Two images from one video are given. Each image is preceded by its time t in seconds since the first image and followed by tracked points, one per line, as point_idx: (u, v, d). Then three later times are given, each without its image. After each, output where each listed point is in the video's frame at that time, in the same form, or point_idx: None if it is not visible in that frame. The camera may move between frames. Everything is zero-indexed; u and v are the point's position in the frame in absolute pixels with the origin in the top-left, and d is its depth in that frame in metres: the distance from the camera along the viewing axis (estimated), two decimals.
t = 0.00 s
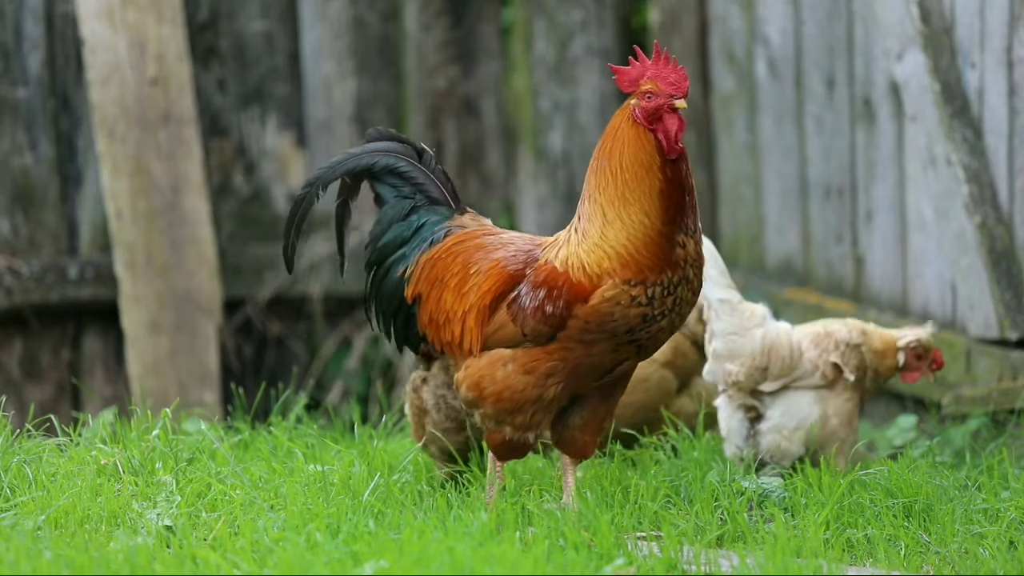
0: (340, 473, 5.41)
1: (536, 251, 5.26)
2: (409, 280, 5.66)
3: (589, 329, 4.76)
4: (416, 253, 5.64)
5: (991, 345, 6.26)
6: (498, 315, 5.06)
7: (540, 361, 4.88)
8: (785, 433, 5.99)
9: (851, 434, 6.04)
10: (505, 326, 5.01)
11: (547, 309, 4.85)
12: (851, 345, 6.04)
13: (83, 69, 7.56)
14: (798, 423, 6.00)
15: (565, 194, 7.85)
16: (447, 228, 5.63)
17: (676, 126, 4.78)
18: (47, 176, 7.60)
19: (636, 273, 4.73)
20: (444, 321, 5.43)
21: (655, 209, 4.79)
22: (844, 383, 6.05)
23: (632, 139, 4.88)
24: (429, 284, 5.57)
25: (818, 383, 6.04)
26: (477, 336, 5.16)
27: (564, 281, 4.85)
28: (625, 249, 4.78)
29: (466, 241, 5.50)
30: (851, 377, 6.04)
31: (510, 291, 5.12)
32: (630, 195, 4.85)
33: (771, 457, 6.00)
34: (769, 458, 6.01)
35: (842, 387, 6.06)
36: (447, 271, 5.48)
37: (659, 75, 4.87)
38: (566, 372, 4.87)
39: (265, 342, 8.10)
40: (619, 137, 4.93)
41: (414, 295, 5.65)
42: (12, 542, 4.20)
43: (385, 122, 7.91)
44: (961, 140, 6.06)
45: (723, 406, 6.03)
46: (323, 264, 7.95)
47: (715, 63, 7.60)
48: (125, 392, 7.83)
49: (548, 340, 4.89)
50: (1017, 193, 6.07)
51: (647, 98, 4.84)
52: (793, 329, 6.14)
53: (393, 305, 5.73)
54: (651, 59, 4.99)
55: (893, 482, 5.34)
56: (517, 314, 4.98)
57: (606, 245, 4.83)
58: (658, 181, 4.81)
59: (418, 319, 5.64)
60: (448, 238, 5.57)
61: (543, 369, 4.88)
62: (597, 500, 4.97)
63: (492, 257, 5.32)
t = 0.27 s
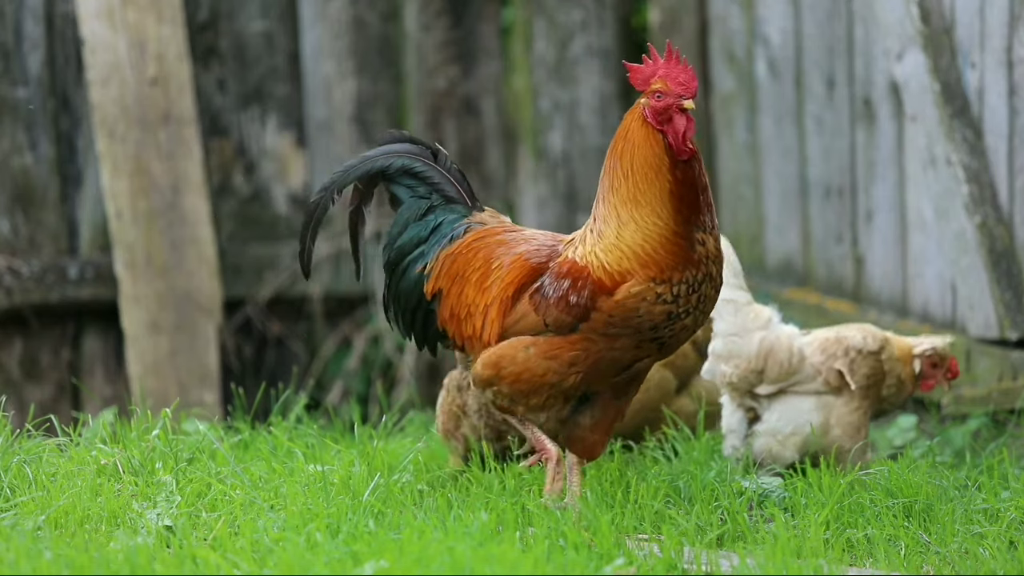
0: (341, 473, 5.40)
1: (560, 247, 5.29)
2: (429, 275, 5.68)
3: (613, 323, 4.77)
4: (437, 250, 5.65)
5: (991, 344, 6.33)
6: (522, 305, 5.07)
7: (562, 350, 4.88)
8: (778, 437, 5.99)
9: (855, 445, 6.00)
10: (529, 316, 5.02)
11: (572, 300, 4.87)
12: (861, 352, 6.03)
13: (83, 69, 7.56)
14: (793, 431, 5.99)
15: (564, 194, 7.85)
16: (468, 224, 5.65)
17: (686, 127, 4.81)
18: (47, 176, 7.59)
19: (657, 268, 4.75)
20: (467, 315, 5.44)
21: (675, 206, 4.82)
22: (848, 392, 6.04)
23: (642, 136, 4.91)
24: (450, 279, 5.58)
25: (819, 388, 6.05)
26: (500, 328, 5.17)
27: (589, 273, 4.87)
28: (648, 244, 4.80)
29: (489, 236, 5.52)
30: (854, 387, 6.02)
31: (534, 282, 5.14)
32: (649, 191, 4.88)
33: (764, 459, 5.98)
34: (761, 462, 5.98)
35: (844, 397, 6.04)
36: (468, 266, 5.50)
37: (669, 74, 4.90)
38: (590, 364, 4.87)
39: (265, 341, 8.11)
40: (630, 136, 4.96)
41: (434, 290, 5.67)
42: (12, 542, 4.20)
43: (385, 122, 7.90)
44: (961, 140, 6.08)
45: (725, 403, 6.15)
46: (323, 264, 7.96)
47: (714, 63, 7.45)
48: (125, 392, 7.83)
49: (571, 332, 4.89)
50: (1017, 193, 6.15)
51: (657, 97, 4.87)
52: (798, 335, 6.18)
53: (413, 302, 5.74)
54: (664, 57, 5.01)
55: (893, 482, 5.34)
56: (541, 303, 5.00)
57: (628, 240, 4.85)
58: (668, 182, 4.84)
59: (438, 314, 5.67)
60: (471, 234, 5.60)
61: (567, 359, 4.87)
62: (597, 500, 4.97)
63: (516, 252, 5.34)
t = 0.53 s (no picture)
0: (341, 473, 5.40)
1: (564, 249, 5.28)
2: (432, 280, 5.67)
3: (626, 327, 4.78)
4: (439, 253, 5.64)
5: (991, 344, 6.41)
6: (532, 312, 5.08)
7: (577, 358, 4.90)
8: (800, 438, 5.97)
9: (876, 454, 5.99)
10: (540, 324, 5.03)
11: (583, 306, 4.87)
12: (895, 365, 5.93)
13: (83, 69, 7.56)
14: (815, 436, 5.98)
15: (565, 194, 7.85)
16: (470, 227, 5.64)
17: (684, 127, 4.77)
18: (47, 176, 7.59)
19: (665, 270, 4.75)
20: (474, 322, 5.45)
21: (677, 207, 4.82)
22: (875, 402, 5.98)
23: (643, 137, 4.90)
24: (455, 284, 5.57)
25: (845, 395, 6.02)
26: (510, 335, 5.17)
27: (598, 279, 4.87)
28: (654, 245, 4.80)
29: (492, 239, 5.51)
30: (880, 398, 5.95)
31: (542, 288, 5.14)
32: (649, 191, 4.89)
33: (786, 459, 5.96)
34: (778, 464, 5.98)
35: (871, 406, 5.99)
36: (472, 270, 5.49)
37: (669, 74, 4.89)
38: (605, 368, 4.89)
39: (265, 341, 8.11)
40: (629, 138, 4.96)
41: (438, 296, 5.66)
42: (12, 542, 4.20)
43: (385, 122, 7.89)
44: (961, 140, 6.09)
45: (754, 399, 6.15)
46: (322, 264, 7.96)
47: (714, 63, 7.40)
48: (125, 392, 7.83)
49: (584, 337, 4.90)
50: (1017, 193, 6.16)
51: (657, 97, 4.86)
52: (837, 338, 6.10)
53: (415, 302, 5.74)
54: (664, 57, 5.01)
55: (893, 482, 5.35)
56: (552, 310, 4.99)
57: (636, 244, 4.85)
58: (670, 182, 4.84)
59: (443, 319, 5.66)
60: (473, 237, 5.58)
61: (583, 366, 4.89)
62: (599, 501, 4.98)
63: (521, 256, 5.33)
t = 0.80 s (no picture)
0: (341, 473, 5.40)
1: (566, 255, 5.28)
2: (433, 288, 5.66)
3: (629, 331, 4.78)
4: (440, 260, 5.62)
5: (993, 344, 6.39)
6: (535, 320, 5.08)
7: (580, 364, 4.90)
8: (815, 427, 6.04)
9: (891, 453, 6.00)
10: (544, 331, 5.03)
11: (586, 313, 4.87)
12: (926, 369, 5.87)
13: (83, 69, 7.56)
14: (831, 428, 6.03)
15: (565, 194, 7.85)
16: (471, 233, 5.60)
17: (720, 131, 4.75)
18: (47, 176, 7.59)
19: (668, 274, 4.76)
20: (476, 329, 5.45)
21: (684, 209, 4.82)
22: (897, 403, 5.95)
23: (674, 136, 4.87)
24: (456, 293, 5.56)
25: (869, 393, 6.03)
26: (514, 343, 5.18)
27: (601, 284, 4.87)
28: (657, 250, 4.81)
29: (493, 246, 5.50)
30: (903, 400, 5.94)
31: (545, 295, 5.14)
32: (663, 194, 4.89)
33: (801, 448, 6.06)
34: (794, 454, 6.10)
35: (895, 407, 5.97)
36: (473, 279, 5.49)
37: (708, 77, 4.85)
38: (609, 375, 4.89)
39: (265, 341, 8.11)
40: (658, 135, 4.92)
41: (438, 304, 5.66)
42: (12, 542, 4.20)
43: (384, 122, 7.89)
44: (961, 140, 6.09)
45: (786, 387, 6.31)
46: (322, 264, 7.99)
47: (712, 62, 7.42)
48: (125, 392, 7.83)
49: (587, 343, 4.90)
50: (1017, 193, 6.16)
51: (694, 99, 4.82)
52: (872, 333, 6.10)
53: (417, 307, 5.73)
54: (702, 58, 4.97)
55: (893, 482, 5.35)
56: (555, 317, 4.99)
57: (640, 249, 4.85)
58: (693, 183, 4.83)
59: (445, 325, 5.66)
60: (473, 243, 5.56)
61: (587, 373, 4.89)
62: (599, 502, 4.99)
63: (523, 262, 5.33)
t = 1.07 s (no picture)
0: (341, 473, 5.40)
1: (567, 255, 5.28)
2: (435, 287, 5.66)
3: (630, 333, 4.78)
4: (442, 260, 5.61)
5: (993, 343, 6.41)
6: (536, 321, 5.07)
7: (581, 366, 4.90)
8: (827, 431, 6.03)
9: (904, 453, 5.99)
10: (545, 333, 5.02)
11: (587, 315, 4.87)
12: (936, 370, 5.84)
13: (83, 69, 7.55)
14: (841, 431, 6.01)
15: (565, 194, 7.85)
16: (473, 233, 5.61)
17: (719, 130, 4.76)
18: (47, 176, 7.59)
19: (670, 276, 4.76)
20: (478, 330, 5.45)
21: (687, 210, 4.82)
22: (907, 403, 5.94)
23: (675, 136, 4.86)
24: (457, 294, 5.56)
25: (879, 395, 6.03)
26: (515, 344, 5.17)
27: (602, 286, 4.87)
28: (658, 252, 4.81)
29: (495, 246, 5.50)
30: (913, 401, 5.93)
31: (546, 296, 5.13)
32: (664, 195, 4.89)
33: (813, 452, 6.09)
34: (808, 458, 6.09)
35: (906, 407, 5.97)
36: (474, 280, 5.49)
37: (708, 77, 4.85)
38: (610, 377, 4.88)
39: (265, 341, 8.11)
40: (659, 135, 4.91)
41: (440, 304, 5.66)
42: (12, 542, 4.20)
43: (385, 122, 7.89)
44: (961, 140, 6.07)
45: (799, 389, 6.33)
46: (323, 263, 7.99)
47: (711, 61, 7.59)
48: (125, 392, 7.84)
49: (588, 345, 4.90)
50: (1017, 194, 6.08)
51: (694, 99, 4.82)
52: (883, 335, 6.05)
53: (420, 307, 5.74)
54: (703, 58, 4.97)
55: (893, 482, 5.35)
56: (556, 319, 4.99)
57: (641, 250, 4.85)
58: (694, 183, 4.83)
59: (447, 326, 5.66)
60: (476, 243, 5.56)
61: (588, 375, 4.88)
62: (599, 502, 4.99)
63: (525, 263, 5.33)
